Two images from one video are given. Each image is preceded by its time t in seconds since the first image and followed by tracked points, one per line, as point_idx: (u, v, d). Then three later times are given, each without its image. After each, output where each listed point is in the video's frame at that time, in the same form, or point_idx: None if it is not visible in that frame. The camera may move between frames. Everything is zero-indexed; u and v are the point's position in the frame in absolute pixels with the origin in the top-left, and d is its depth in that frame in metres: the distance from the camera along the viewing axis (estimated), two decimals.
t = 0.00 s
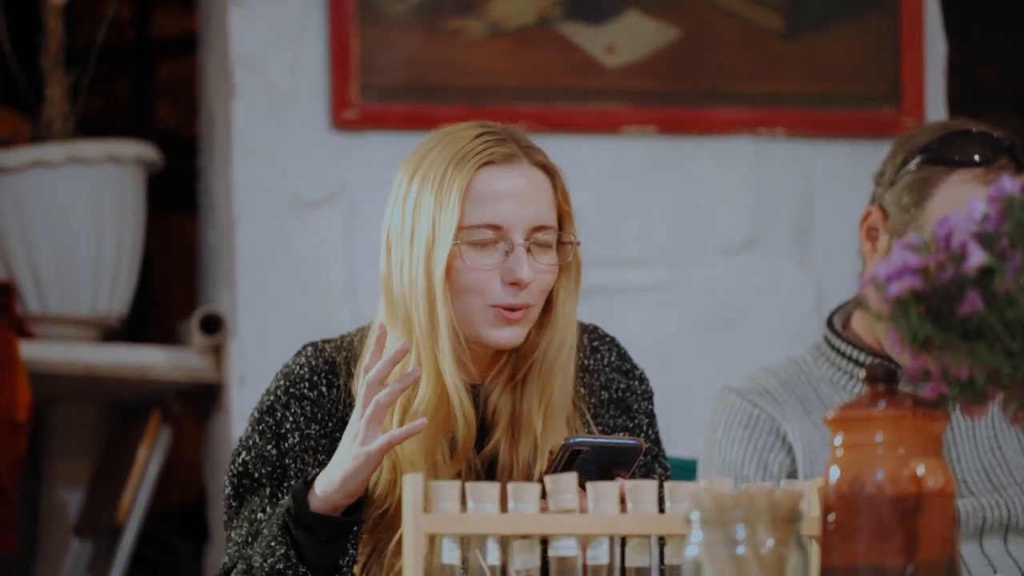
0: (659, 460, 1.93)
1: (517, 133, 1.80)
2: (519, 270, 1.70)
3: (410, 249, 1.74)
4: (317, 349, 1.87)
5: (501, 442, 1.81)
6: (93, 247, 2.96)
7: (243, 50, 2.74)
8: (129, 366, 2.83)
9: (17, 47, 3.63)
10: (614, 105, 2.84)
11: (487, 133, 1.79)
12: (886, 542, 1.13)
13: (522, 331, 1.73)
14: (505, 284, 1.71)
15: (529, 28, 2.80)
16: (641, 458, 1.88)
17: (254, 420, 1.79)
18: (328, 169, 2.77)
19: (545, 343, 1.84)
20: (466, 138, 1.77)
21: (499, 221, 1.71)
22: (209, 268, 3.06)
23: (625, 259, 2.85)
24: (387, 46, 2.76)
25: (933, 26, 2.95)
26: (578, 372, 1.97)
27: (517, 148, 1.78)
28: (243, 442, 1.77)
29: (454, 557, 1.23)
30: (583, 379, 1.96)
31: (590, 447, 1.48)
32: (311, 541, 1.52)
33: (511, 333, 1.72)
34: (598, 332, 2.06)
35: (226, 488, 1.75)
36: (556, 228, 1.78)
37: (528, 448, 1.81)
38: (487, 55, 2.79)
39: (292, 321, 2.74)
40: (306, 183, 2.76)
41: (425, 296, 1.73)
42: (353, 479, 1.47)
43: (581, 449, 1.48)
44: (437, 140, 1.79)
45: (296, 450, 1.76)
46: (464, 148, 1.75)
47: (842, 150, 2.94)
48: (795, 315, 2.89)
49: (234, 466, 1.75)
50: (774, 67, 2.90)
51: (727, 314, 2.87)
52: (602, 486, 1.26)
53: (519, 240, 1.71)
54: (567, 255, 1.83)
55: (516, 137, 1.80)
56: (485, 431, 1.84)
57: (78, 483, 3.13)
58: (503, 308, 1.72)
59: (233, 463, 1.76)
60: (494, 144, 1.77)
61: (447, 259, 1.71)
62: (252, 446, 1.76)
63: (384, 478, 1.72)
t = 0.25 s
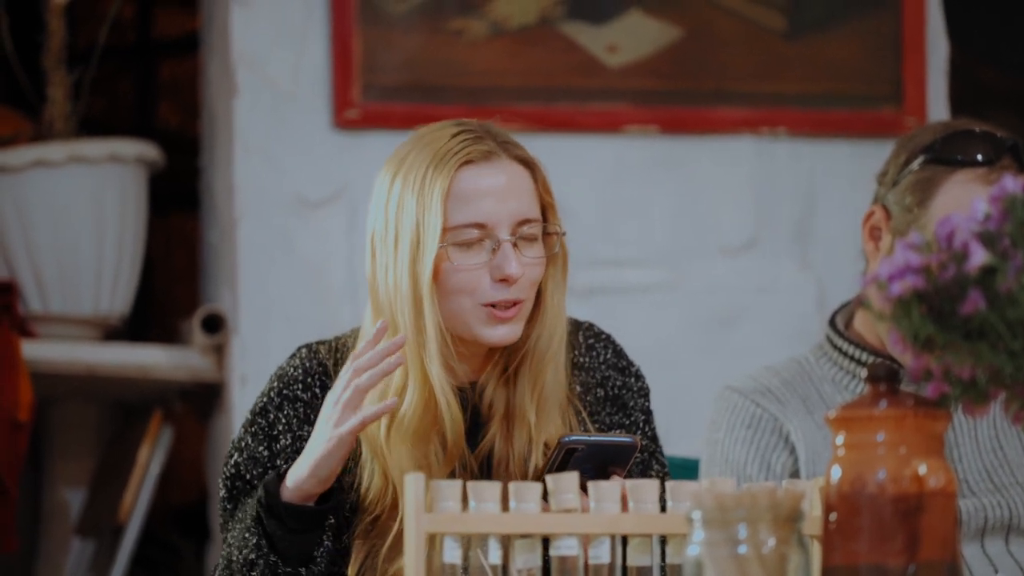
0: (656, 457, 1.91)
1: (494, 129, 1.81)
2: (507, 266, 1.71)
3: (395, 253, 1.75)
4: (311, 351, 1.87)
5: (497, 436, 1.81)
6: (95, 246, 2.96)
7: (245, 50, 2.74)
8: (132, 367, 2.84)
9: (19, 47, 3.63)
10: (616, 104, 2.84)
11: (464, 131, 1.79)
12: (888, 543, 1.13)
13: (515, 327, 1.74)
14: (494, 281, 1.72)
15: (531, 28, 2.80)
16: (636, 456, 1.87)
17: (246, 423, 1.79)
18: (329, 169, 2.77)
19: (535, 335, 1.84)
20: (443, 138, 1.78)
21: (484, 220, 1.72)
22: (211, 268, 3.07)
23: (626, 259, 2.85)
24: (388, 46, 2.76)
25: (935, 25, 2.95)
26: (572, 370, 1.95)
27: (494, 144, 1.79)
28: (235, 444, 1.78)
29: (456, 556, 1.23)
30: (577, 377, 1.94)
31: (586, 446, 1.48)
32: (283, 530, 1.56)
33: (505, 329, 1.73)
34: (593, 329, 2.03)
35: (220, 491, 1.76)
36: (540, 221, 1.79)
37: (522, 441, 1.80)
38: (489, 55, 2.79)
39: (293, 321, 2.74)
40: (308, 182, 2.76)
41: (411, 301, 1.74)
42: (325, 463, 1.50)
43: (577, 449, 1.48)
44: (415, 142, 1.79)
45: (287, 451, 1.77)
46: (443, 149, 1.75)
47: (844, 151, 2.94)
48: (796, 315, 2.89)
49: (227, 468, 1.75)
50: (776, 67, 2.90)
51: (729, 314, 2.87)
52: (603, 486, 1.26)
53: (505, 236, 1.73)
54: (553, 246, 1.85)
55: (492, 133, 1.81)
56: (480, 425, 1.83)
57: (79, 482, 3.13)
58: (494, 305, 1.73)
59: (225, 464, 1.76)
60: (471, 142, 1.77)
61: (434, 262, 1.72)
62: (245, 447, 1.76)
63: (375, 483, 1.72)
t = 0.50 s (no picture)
0: (647, 454, 1.91)
1: (470, 129, 1.81)
2: (484, 267, 1.70)
3: (374, 256, 1.76)
4: (299, 355, 1.87)
5: (485, 435, 1.82)
6: (93, 246, 2.96)
7: (243, 51, 2.74)
8: (130, 367, 2.83)
9: (17, 47, 3.63)
10: (615, 104, 2.84)
11: (440, 132, 1.79)
12: (886, 542, 1.13)
13: (497, 326, 1.74)
14: (472, 281, 1.72)
15: (529, 27, 2.80)
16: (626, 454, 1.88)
17: (239, 429, 1.80)
18: (328, 169, 2.77)
19: (518, 332, 1.84)
20: (419, 139, 1.78)
21: (460, 221, 1.72)
22: (209, 268, 3.07)
23: (625, 259, 2.85)
24: (386, 46, 2.75)
25: (933, 25, 2.95)
26: (559, 368, 1.94)
27: (470, 144, 1.79)
28: (228, 451, 1.79)
29: (454, 555, 1.23)
30: (565, 374, 1.94)
31: (575, 445, 1.48)
32: (295, 551, 1.54)
33: (486, 328, 1.73)
34: (580, 327, 2.02)
35: (216, 497, 1.77)
36: (521, 218, 1.78)
37: (508, 440, 1.80)
38: (487, 55, 2.79)
39: (293, 321, 2.75)
40: (307, 182, 2.76)
41: (388, 305, 1.75)
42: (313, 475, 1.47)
43: (566, 448, 1.48)
44: (393, 143, 1.80)
45: (280, 456, 1.77)
46: (418, 150, 1.76)
47: (842, 150, 2.94)
48: (794, 315, 2.89)
49: (221, 475, 1.76)
50: (775, 66, 2.89)
51: (729, 314, 2.88)
52: (601, 485, 1.27)
53: (482, 237, 1.72)
54: (534, 244, 1.83)
55: (468, 133, 1.81)
56: (468, 429, 1.84)
57: (78, 482, 3.13)
58: (473, 305, 1.73)
59: (220, 472, 1.77)
60: (447, 143, 1.77)
61: (410, 265, 1.72)
62: (238, 454, 1.77)
63: (360, 485, 1.72)
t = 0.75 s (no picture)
0: (641, 452, 1.91)
1: (453, 130, 1.82)
2: (468, 267, 1.71)
3: (357, 257, 1.76)
4: (290, 358, 1.87)
5: (476, 435, 1.82)
6: (93, 248, 2.96)
7: (242, 51, 2.74)
8: (128, 367, 2.84)
9: (16, 48, 3.63)
10: (614, 104, 2.84)
11: (423, 133, 1.79)
12: (886, 541, 1.14)
13: (484, 326, 1.73)
14: (456, 281, 1.72)
15: (527, 27, 2.80)
16: (620, 453, 1.87)
17: (230, 434, 1.80)
18: (326, 169, 2.77)
19: (506, 331, 1.84)
20: (402, 141, 1.78)
21: (444, 221, 1.72)
22: (208, 268, 3.07)
23: (624, 259, 2.85)
24: (385, 46, 2.75)
25: (931, 24, 2.95)
26: (551, 366, 1.95)
27: (453, 145, 1.79)
28: (220, 455, 1.78)
29: (453, 556, 1.23)
30: (557, 373, 1.94)
31: (563, 441, 1.48)
32: (289, 558, 1.54)
33: (472, 327, 1.73)
34: (572, 326, 2.02)
35: (207, 501, 1.77)
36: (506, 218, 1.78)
37: (499, 439, 1.80)
38: (486, 55, 2.79)
39: (293, 321, 2.74)
40: (306, 183, 2.76)
41: (371, 307, 1.74)
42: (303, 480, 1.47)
43: (554, 444, 1.48)
44: (376, 145, 1.80)
45: (272, 460, 1.77)
46: (400, 152, 1.76)
47: (840, 150, 2.94)
48: (793, 315, 2.89)
49: (213, 479, 1.76)
50: (774, 65, 2.89)
51: (729, 314, 2.88)
52: (600, 486, 1.27)
53: (465, 237, 1.73)
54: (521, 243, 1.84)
55: (450, 134, 1.81)
56: (459, 430, 1.84)
57: (77, 483, 3.13)
58: (458, 305, 1.73)
59: (212, 476, 1.77)
60: (429, 144, 1.78)
61: (393, 267, 1.73)
62: (230, 459, 1.77)
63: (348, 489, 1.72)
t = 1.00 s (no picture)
0: (636, 449, 1.91)
1: (444, 133, 1.79)
2: (459, 274, 1.69)
3: (349, 262, 1.76)
4: (285, 358, 1.87)
5: (469, 434, 1.82)
6: (91, 248, 2.97)
7: (241, 50, 2.74)
8: (126, 367, 2.82)
9: (14, 48, 3.63)
10: (612, 103, 2.84)
11: (414, 137, 1.77)
12: (883, 540, 1.13)
13: (475, 330, 1.73)
14: (447, 288, 1.71)
15: (526, 27, 2.80)
16: (613, 450, 1.87)
17: (224, 434, 1.79)
18: (325, 169, 2.77)
19: (498, 331, 1.84)
20: (393, 145, 1.76)
21: (433, 227, 1.71)
22: (206, 268, 3.07)
23: (623, 258, 2.85)
24: (383, 46, 2.75)
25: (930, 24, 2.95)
26: (545, 364, 1.94)
27: (444, 150, 1.76)
28: (215, 455, 1.77)
29: (451, 555, 1.23)
30: (551, 371, 1.94)
31: (557, 441, 1.48)
32: (283, 542, 1.53)
33: (464, 333, 1.72)
34: (566, 324, 2.02)
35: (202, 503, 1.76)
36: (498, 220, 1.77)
37: (491, 441, 1.79)
38: (485, 55, 2.79)
39: (290, 321, 2.75)
40: (304, 183, 2.76)
41: (361, 312, 1.75)
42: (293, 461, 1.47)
43: (548, 444, 1.48)
44: (369, 147, 1.79)
45: (265, 461, 1.76)
46: (391, 158, 1.74)
47: (839, 149, 2.94)
48: (792, 314, 2.89)
49: (208, 480, 1.76)
50: (773, 64, 2.89)
51: (729, 313, 2.88)
52: (597, 485, 1.27)
53: (457, 243, 1.71)
54: (512, 245, 1.83)
55: (441, 136, 1.78)
56: (452, 429, 1.84)
57: (75, 483, 3.13)
58: (449, 310, 1.72)
59: (207, 477, 1.77)
60: (419, 149, 1.75)
61: (384, 274, 1.72)
62: (224, 459, 1.76)
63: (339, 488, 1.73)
